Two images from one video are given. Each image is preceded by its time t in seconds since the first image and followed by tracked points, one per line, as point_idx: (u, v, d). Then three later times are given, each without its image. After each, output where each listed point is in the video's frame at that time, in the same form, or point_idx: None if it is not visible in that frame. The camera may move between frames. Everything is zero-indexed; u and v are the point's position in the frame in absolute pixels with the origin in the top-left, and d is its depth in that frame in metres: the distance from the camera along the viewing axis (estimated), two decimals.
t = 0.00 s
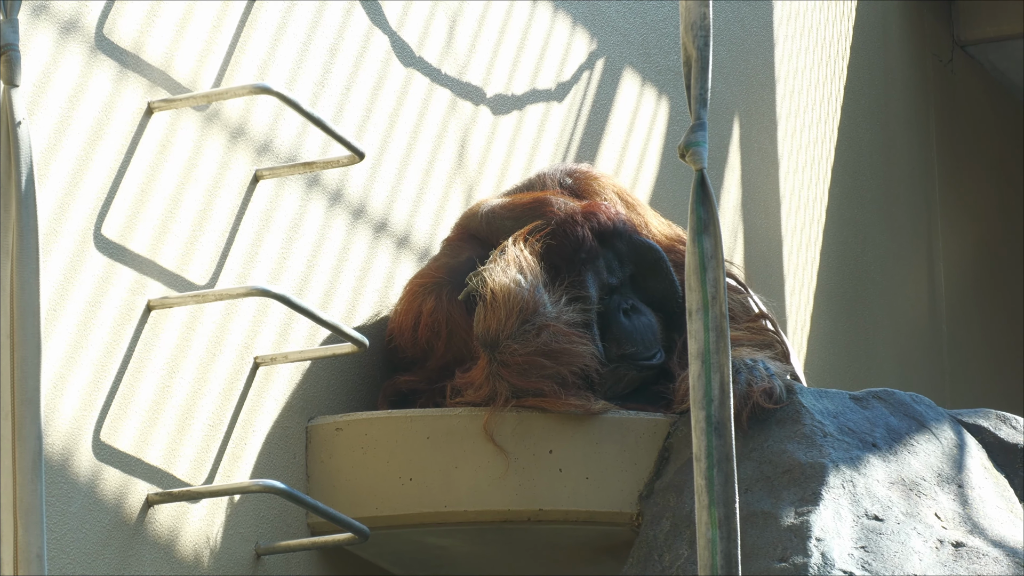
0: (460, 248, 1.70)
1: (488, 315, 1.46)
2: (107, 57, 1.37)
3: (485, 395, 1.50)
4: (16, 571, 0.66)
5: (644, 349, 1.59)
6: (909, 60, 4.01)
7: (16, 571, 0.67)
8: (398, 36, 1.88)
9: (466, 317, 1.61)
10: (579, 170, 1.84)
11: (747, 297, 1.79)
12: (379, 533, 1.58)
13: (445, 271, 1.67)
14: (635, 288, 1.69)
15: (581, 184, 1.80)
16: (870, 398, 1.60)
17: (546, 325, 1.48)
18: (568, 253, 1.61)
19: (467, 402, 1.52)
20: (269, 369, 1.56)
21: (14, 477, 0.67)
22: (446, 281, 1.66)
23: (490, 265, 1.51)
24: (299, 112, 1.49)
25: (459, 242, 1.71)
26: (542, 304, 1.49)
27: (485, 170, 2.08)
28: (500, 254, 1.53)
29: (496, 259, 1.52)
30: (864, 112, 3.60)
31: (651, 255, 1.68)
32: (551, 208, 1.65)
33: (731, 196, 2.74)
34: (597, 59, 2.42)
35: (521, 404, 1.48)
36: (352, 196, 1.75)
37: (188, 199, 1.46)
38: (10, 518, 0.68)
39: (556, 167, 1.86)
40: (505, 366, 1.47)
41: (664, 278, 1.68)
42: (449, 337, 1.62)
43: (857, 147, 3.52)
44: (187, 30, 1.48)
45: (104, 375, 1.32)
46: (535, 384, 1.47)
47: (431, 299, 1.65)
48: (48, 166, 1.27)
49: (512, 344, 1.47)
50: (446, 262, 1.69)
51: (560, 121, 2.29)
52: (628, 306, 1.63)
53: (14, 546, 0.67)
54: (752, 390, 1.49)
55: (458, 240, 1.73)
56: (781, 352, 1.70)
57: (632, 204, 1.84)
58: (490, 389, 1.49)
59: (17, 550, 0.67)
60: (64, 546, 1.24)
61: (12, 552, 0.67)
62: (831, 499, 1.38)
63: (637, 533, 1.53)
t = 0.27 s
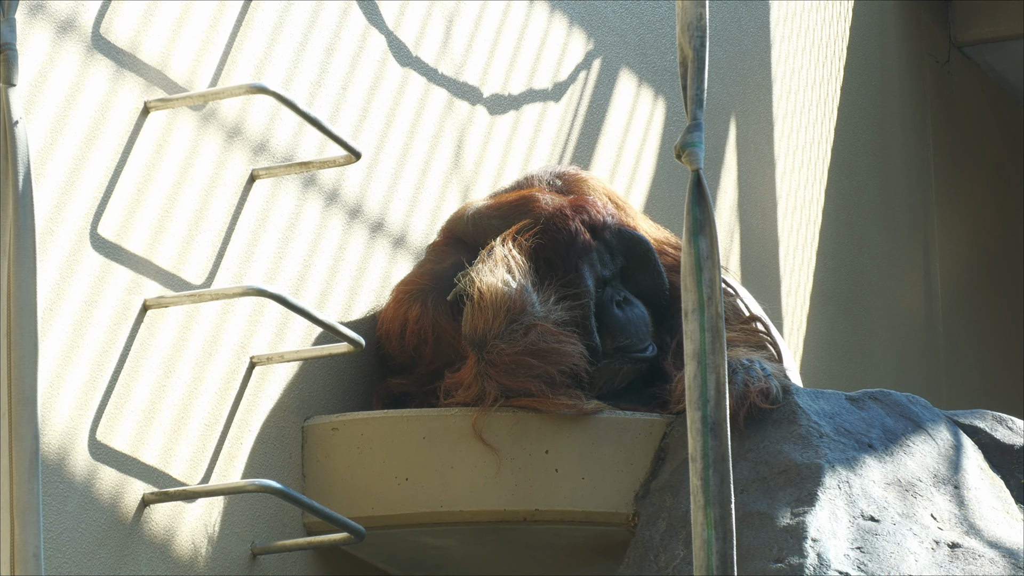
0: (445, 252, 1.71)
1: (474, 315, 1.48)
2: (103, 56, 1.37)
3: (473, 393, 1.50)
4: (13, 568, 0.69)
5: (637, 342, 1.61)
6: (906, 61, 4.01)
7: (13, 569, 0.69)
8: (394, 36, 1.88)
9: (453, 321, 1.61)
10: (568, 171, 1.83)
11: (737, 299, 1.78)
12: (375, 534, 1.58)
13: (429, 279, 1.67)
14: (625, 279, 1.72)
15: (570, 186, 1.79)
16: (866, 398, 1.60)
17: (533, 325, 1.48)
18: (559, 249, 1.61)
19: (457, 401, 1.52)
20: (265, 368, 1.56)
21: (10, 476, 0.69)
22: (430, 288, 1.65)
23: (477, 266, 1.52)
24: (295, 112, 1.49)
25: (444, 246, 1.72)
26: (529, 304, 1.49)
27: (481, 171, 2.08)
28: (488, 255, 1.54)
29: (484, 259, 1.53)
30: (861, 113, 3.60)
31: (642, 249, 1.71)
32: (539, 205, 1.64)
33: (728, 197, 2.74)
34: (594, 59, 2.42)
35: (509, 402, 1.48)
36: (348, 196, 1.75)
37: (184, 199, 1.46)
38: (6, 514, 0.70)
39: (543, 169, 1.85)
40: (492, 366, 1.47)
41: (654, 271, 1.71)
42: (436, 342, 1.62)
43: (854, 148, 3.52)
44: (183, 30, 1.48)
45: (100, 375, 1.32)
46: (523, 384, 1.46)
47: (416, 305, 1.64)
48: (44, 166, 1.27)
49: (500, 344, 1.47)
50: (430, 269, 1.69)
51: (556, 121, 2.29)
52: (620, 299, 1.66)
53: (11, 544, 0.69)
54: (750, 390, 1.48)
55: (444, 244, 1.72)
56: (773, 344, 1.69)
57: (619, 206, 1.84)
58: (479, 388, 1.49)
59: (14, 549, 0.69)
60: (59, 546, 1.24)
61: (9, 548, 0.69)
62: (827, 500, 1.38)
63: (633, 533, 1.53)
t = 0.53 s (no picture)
0: (435, 257, 1.70)
1: (470, 317, 1.48)
2: (102, 57, 1.37)
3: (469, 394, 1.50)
4: (14, 568, 0.69)
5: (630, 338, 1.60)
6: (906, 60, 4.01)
7: (14, 568, 0.69)
8: (394, 35, 1.88)
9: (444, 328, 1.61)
10: (557, 172, 1.84)
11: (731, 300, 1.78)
12: (375, 534, 1.58)
13: (418, 284, 1.66)
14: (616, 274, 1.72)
15: (560, 187, 1.79)
16: (865, 398, 1.60)
17: (529, 327, 1.48)
18: (554, 249, 1.61)
19: (454, 402, 1.52)
20: (264, 368, 1.56)
21: (11, 476, 0.69)
22: (420, 293, 1.65)
23: (475, 268, 1.53)
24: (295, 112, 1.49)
25: (434, 251, 1.72)
26: (525, 305, 1.50)
27: (480, 171, 2.08)
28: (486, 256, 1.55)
29: (482, 261, 1.54)
30: (860, 114, 3.60)
31: (631, 243, 1.71)
32: (532, 206, 1.64)
33: (728, 197, 2.74)
34: (593, 59, 2.42)
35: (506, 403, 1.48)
36: (347, 196, 1.75)
37: (183, 199, 1.46)
38: (7, 514, 0.70)
39: (532, 171, 1.86)
40: (488, 367, 1.48)
41: (644, 265, 1.72)
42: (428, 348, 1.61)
43: (854, 149, 3.52)
44: (182, 30, 1.48)
45: (100, 375, 1.32)
46: (518, 385, 1.47)
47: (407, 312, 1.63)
48: (43, 166, 1.27)
49: (495, 346, 1.47)
50: (419, 275, 1.68)
51: (556, 121, 2.29)
52: (613, 293, 1.65)
53: (12, 544, 0.69)
54: (750, 391, 1.49)
55: (433, 249, 1.72)
56: (770, 340, 1.68)
57: (609, 205, 1.85)
58: (476, 389, 1.49)
59: (16, 548, 0.69)
60: (59, 546, 1.24)
61: (10, 548, 0.69)
62: (827, 499, 1.38)
63: (632, 533, 1.53)
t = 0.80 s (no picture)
0: (427, 261, 1.67)
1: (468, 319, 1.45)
2: (93, 51, 1.33)
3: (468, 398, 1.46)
4: None
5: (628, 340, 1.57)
6: (919, 54, 3.98)
7: None
8: (392, 29, 1.84)
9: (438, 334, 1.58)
10: (554, 171, 1.81)
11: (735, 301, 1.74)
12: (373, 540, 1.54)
13: (411, 290, 1.63)
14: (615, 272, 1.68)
15: (557, 185, 1.76)
16: (876, 400, 1.56)
17: (529, 330, 1.45)
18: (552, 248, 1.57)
19: (453, 405, 1.48)
20: (260, 370, 1.53)
21: None
22: (413, 298, 1.61)
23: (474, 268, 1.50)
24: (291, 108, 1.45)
25: (428, 254, 1.68)
26: (524, 307, 1.46)
27: (481, 168, 2.04)
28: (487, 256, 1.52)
29: (482, 261, 1.51)
30: (871, 109, 3.57)
31: (628, 241, 1.67)
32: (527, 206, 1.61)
33: (735, 194, 2.70)
34: (597, 53, 2.38)
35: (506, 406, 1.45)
36: (345, 194, 1.71)
37: (177, 197, 1.42)
38: None
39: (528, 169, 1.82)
40: (486, 370, 1.44)
41: (641, 262, 1.68)
42: (423, 353, 1.59)
43: (865, 145, 3.49)
44: (175, 23, 1.44)
45: (91, 377, 1.28)
46: (518, 389, 1.43)
47: (399, 317, 1.60)
48: (34, 162, 1.23)
49: (494, 348, 1.44)
50: (412, 279, 1.65)
51: (558, 116, 2.25)
52: (612, 293, 1.61)
53: None
54: (758, 393, 1.45)
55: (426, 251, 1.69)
56: (776, 340, 1.64)
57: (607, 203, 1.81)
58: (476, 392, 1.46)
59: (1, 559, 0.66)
60: (49, 553, 1.20)
61: None
62: (838, 504, 1.35)
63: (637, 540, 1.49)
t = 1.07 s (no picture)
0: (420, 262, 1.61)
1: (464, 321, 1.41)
2: (79, 42, 1.28)
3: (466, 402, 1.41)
4: None
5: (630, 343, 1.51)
6: (935, 46, 3.94)
7: None
8: (389, 20, 1.79)
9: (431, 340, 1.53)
10: (551, 168, 1.76)
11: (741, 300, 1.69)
12: (368, 549, 1.49)
13: (403, 293, 1.57)
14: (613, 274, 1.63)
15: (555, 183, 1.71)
16: (891, 404, 1.50)
17: (527, 333, 1.40)
18: (549, 249, 1.52)
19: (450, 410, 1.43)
20: (252, 374, 1.48)
21: None
22: (405, 303, 1.56)
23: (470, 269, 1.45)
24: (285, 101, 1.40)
25: (421, 256, 1.62)
26: (522, 310, 1.41)
27: (481, 164, 2.00)
28: (485, 256, 1.47)
29: (480, 261, 1.46)
30: (885, 103, 3.52)
31: (626, 242, 1.62)
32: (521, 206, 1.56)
33: (744, 191, 2.66)
34: (601, 45, 2.34)
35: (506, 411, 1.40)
36: (340, 190, 1.67)
37: (165, 193, 1.37)
38: None
39: (524, 166, 1.77)
40: (483, 375, 1.40)
41: (641, 264, 1.63)
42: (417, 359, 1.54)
43: (879, 140, 3.44)
44: (164, 14, 1.39)
45: (77, 381, 1.23)
46: (516, 394, 1.39)
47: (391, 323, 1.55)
48: (19, 156, 1.18)
49: (490, 352, 1.39)
50: (404, 282, 1.59)
51: (561, 110, 2.20)
52: (610, 296, 1.56)
53: None
54: (767, 398, 1.39)
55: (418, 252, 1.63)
56: (785, 342, 1.59)
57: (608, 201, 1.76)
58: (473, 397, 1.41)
59: None
60: (34, 563, 1.15)
61: None
62: (851, 513, 1.30)
63: (643, 550, 1.44)
